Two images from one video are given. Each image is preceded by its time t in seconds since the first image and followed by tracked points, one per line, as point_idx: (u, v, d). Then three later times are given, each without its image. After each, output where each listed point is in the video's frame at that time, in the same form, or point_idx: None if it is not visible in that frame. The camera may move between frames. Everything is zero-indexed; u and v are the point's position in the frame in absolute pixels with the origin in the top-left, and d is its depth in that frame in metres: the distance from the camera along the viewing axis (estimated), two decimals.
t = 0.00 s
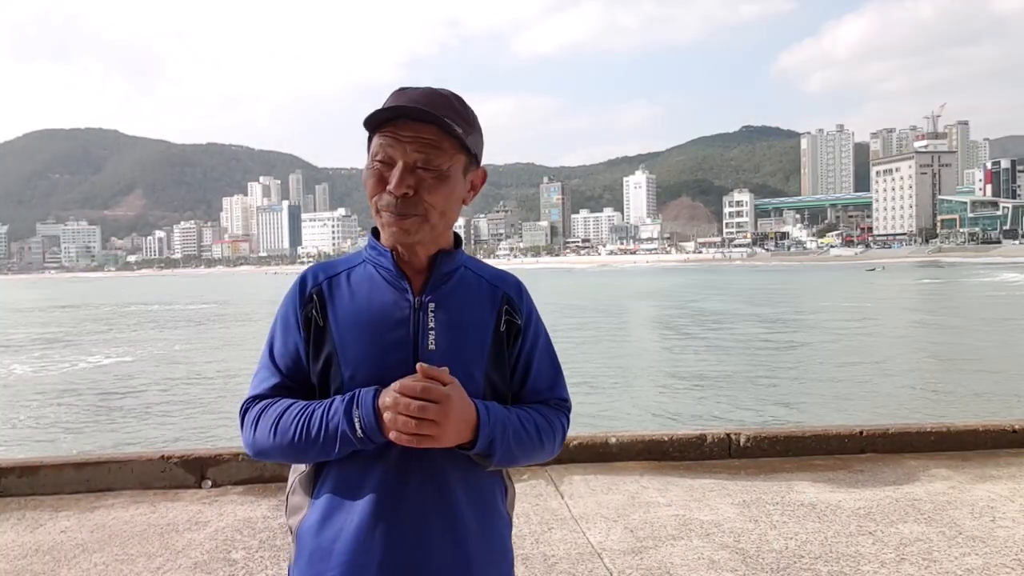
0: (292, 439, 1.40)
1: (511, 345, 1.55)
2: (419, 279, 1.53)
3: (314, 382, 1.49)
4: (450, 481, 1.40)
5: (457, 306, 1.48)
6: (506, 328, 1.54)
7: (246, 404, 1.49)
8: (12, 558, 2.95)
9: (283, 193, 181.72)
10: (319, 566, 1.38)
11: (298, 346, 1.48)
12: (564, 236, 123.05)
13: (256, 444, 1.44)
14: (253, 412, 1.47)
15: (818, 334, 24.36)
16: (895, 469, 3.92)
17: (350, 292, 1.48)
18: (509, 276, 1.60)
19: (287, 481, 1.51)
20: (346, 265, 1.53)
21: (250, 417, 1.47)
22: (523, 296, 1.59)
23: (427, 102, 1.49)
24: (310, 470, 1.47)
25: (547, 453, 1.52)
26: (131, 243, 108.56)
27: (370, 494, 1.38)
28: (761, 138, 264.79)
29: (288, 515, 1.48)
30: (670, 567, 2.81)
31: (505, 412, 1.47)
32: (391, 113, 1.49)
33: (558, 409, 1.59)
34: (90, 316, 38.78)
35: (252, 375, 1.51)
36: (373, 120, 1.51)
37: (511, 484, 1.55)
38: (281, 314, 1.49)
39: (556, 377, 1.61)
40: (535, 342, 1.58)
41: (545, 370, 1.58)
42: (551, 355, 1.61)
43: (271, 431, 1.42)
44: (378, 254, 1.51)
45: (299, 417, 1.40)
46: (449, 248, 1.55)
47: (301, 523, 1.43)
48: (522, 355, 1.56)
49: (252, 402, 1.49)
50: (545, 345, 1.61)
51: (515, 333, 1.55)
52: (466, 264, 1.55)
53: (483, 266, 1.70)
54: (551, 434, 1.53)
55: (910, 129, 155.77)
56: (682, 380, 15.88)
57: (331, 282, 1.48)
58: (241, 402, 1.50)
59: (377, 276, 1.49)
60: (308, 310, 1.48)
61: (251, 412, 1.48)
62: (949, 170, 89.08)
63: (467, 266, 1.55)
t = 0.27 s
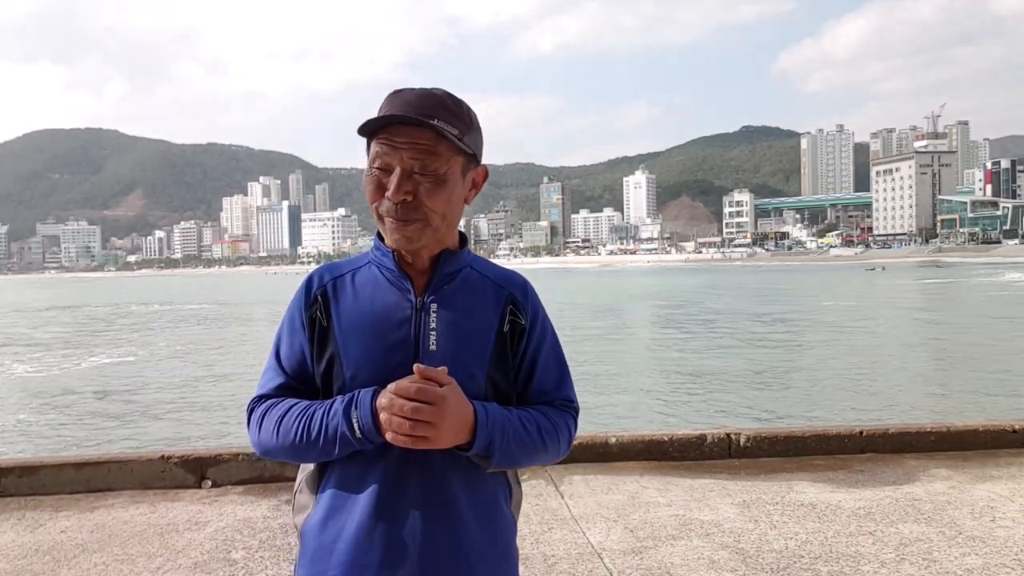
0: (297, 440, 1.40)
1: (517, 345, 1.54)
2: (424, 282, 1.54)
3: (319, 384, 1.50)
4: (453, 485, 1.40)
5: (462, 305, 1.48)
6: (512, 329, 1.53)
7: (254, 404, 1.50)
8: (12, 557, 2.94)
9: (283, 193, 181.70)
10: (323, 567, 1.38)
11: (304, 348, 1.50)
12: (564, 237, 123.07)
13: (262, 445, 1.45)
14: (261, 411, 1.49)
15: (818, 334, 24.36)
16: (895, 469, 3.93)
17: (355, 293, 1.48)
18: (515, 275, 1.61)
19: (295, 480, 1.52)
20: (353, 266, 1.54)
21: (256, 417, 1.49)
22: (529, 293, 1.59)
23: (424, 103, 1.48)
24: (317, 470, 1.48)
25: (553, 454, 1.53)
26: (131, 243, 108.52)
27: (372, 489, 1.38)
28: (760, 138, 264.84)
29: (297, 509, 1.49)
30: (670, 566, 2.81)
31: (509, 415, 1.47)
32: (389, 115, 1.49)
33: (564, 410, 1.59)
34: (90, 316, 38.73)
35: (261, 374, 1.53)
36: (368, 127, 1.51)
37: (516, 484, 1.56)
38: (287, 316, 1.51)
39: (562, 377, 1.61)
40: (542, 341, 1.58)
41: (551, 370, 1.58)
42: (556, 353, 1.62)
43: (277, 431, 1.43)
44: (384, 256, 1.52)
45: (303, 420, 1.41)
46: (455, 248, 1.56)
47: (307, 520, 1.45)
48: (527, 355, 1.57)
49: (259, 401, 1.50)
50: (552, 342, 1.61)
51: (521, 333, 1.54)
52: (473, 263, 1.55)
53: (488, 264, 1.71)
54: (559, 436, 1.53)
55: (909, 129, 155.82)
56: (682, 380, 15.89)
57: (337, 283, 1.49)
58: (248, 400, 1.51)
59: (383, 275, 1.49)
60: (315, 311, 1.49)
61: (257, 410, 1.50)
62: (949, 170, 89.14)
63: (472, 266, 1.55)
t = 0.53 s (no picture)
0: (295, 442, 1.40)
1: (517, 344, 1.54)
2: (424, 281, 1.53)
3: (318, 384, 1.50)
4: (455, 485, 1.40)
5: (462, 307, 1.48)
6: (513, 328, 1.53)
7: (255, 404, 1.50)
8: (11, 559, 2.94)
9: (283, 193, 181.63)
10: (326, 566, 1.37)
11: (302, 349, 1.49)
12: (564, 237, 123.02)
13: (262, 447, 1.45)
14: (261, 413, 1.49)
15: (819, 335, 24.35)
16: (896, 468, 3.93)
17: (353, 296, 1.48)
18: (515, 273, 1.61)
19: (294, 483, 1.51)
20: (352, 267, 1.54)
21: (256, 416, 1.49)
22: (528, 295, 1.59)
23: (424, 106, 1.48)
24: (315, 473, 1.48)
25: (553, 455, 1.52)
26: (131, 243, 108.58)
27: (371, 488, 1.38)
28: (761, 138, 264.81)
29: (297, 511, 1.49)
30: (669, 567, 2.81)
31: (511, 414, 1.47)
32: (388, 119, 1.48)
33: (566, 410, 1.59)
34: (91, 317, 38.74)
35: (260, 377, 1.52)
36: (369, 131, 1.50)
37: (518, 484, 1.55)
38: (288, 317, 1.50)
39: (563, 376, 1.61)
40: (542, 340, 1.58)
41: (551, 370, 1.58)
42: (557, 351, 1.62)
43: (276, 431, 1.43)
44: (382, 258, 1.52)
45: (303, 420, 1.41)
46: (453, 249, 1.56)
47: (309, 519, 1.44)
48: (529, 352, 1.56)
49: (260, 402, 1.50)
50: (553, 342, 1.60)
51: (521, 333, 1.54)
52: (473, 264, 1.55)
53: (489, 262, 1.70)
54: (559, 435, 1.54)
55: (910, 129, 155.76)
56: (682, 380, 15.89)
57: (337, 283, 1.49)
58: (249, 402, 1.51)
59: (381, 276, 1.50)
60: (313, 313, 1.48)
61: (257, 413, 1.50)
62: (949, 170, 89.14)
63: (471, 267, 1.55)
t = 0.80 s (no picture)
0: (293, 441, 1.39)
1: (516, 343, 1.53)
2: (420, 281, 1.52)
3: (315, 382, 1.48)
4: (455, 483, 1.39)
5: (461, 304, 1.46)
6: (512, 326, 1.52)
7: (250, 406, 1.49)
8: (10, 559, 2.93)
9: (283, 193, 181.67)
10: (325, 568, 1.36)
11: (299, 346, 1.48)
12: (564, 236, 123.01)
13: (258, 447, 1.43)
14: (257, 414, 1.47)
15: (819, 335, 24.33)
16: (896, 470, 3.91)
17: (352, 294, 1.47)
18: (513, 273, 1.59)
19: (292, 483, 1.50)
20: (349, 266, 1.53)
21: (252, 417, 1.47)
22: (527, 295, 1.57)
23: (421, 106, 1.47)
24: (311, 475, 1.46)
25: (555, 452, 1.51)
26: (131, 243, 108.60)
27: (370, 489, 1.37)
28: (761, 138, 264.79)
29: (294, 515, 1.48)
30: (670, 567, 2.80)
31: (510, 410, 1.46)
32: (385, 118, 1.47)
33: (566, 409, 1.57)
34: (91, 317, 38.73)
35: (257, 376, 1.51)
36: (365, 130, 1.49)
37: (519, 485, 1.53)
38: (286, 316, 1.49)
39: (563, 375, 1.59)
40: (542, 338, 1.56)
41: (550, 367, 1.57)
42: (558, 349, 1.60)
43: (273, 432, 1.42)
44: (380, 257, 1.50)
45: (301, 419, 1.40)
46: (450, 248, 1.54)
47: (308, 523, 1.43)
48: (528, 353, 1.55)
49: (256, 402, 1.48)
50: (552, 341, 1.59)
51: (520, 330, 1.53)
52: (470, 264, 1.54)
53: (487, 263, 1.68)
54: (559, 435, 1.52)
55: (910, 129, 155.68)
56: (681, 380, 15.86)
57: (332, 284, 1.48)
58: (244, 401, 1.49)
59: (379, 275, 1.48)
60: (310, 311, 1.47)
61: (254, 414, 1.48)
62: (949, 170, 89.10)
63: (469, 266, 1.53)
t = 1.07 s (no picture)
0: (296, 440, 1.40)
1: (515, 342, 1.55)
2: (421, 278, 1.53)
3: (315, 380, 1.50)
4: (456, 479, 1.40)
5: (461, 303, 1.48)
6: (510, 327, 1.54)
7: (249, 403, 1.50)
8: (12, 558, 2.94)
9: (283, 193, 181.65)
10: (327, 567, 1.38)
11: (300, 345, 1.49)
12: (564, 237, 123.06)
13: (259, 447, 1.44)
14: (258, 411, 1.48)
15: (819, 335, 24.36)
16: (895, 469, 3.92)
17: (352, 294, 1.48)
18: (511, 275, 1.60)
19: (293, 482, 1.52)
20: (349, 265, 1.54)
21: (252, 417, 1.48)
22: (526, 295, 1.59)
23: (423, 107, 1.48)
24: (314, 471, 1.48)
25: (553, 450, 1.52)
26: (131, 243, 108.65)
27: (372, 487, 1.38)
28: (760, 138, 264.86)
29: (296, 514, 1.49)
30: (669, 566, 2.81)
31: (512, 409, 1.47)
32: (387, 118, 1.48)
33: (564, 405, 1.58)
34: (91, 316, 38.75)
35: (257, 375, 1.52)
36: (368, 130, 1.50)
37: (517, 483, 1.55)
38: (285, 315, 1.50)
39: (562, 372, 1.60)
40: (539, 338, 1.57)
41: (550, 367, 1.58)
42: (555, 349, 1.61)
43: (274, 428, 1.42)
44: (380, 257, 1.52)
45: (303, 416, 1.41)
46: (449, 248, 1.56)
47: (309, 520, 1.44)
48: (527, 352, 1.56)
49: (256, 400, 1.50)
50: (549, 342, 1.60)
51: (518, 331, 1.54)
52: (469, 264, 1.55)
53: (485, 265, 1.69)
54: (558, 432, 1.53)
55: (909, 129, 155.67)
56: (681, 380, 15.88)
57: (333, 283, 1.49)
58: (245, 402, 1.50)
59: (379, 275, 1.49)
60: (311, 309, 1.48)
61: (253, 413, 1.50)
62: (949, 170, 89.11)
63: (468, 266, 1.55)
